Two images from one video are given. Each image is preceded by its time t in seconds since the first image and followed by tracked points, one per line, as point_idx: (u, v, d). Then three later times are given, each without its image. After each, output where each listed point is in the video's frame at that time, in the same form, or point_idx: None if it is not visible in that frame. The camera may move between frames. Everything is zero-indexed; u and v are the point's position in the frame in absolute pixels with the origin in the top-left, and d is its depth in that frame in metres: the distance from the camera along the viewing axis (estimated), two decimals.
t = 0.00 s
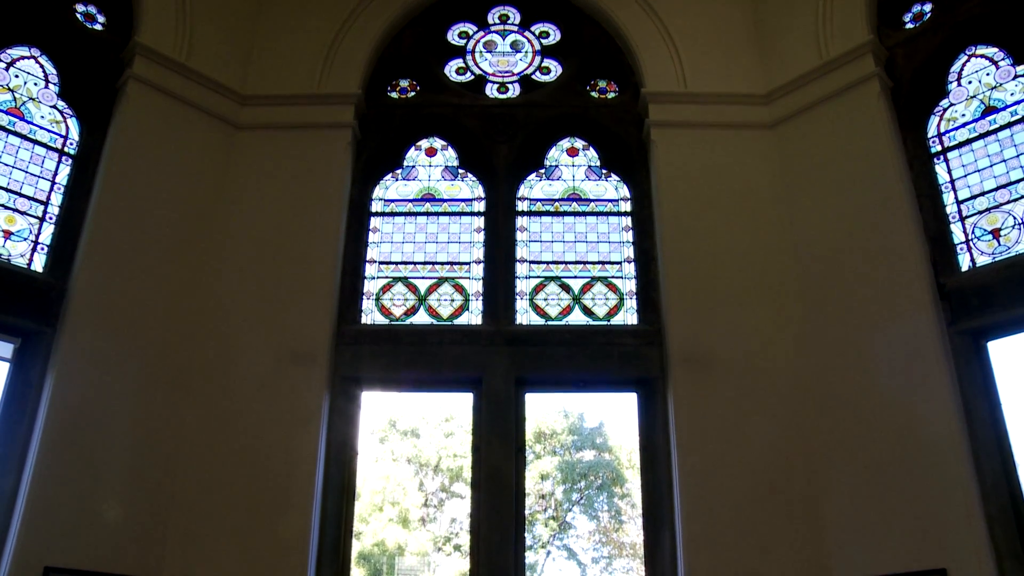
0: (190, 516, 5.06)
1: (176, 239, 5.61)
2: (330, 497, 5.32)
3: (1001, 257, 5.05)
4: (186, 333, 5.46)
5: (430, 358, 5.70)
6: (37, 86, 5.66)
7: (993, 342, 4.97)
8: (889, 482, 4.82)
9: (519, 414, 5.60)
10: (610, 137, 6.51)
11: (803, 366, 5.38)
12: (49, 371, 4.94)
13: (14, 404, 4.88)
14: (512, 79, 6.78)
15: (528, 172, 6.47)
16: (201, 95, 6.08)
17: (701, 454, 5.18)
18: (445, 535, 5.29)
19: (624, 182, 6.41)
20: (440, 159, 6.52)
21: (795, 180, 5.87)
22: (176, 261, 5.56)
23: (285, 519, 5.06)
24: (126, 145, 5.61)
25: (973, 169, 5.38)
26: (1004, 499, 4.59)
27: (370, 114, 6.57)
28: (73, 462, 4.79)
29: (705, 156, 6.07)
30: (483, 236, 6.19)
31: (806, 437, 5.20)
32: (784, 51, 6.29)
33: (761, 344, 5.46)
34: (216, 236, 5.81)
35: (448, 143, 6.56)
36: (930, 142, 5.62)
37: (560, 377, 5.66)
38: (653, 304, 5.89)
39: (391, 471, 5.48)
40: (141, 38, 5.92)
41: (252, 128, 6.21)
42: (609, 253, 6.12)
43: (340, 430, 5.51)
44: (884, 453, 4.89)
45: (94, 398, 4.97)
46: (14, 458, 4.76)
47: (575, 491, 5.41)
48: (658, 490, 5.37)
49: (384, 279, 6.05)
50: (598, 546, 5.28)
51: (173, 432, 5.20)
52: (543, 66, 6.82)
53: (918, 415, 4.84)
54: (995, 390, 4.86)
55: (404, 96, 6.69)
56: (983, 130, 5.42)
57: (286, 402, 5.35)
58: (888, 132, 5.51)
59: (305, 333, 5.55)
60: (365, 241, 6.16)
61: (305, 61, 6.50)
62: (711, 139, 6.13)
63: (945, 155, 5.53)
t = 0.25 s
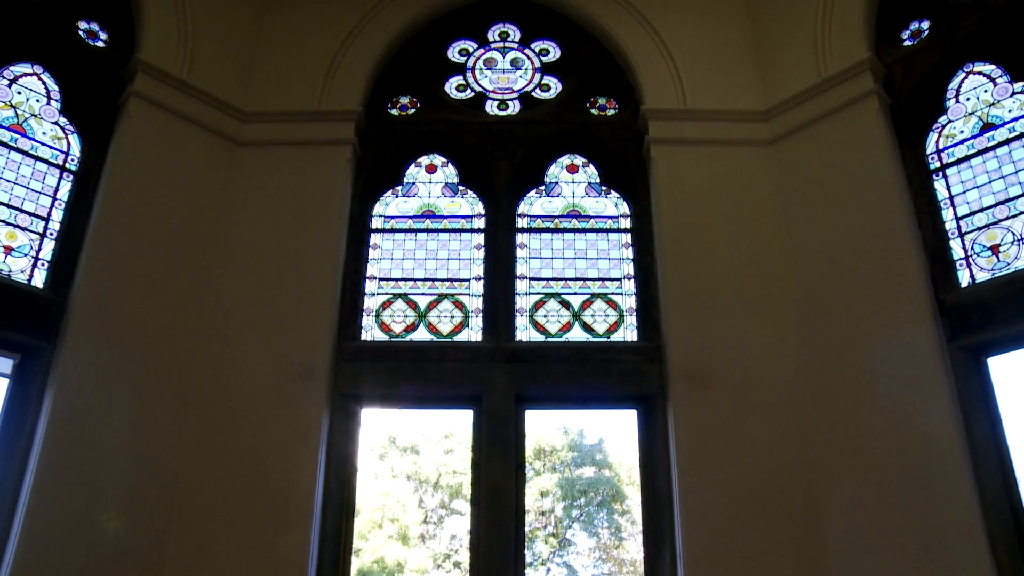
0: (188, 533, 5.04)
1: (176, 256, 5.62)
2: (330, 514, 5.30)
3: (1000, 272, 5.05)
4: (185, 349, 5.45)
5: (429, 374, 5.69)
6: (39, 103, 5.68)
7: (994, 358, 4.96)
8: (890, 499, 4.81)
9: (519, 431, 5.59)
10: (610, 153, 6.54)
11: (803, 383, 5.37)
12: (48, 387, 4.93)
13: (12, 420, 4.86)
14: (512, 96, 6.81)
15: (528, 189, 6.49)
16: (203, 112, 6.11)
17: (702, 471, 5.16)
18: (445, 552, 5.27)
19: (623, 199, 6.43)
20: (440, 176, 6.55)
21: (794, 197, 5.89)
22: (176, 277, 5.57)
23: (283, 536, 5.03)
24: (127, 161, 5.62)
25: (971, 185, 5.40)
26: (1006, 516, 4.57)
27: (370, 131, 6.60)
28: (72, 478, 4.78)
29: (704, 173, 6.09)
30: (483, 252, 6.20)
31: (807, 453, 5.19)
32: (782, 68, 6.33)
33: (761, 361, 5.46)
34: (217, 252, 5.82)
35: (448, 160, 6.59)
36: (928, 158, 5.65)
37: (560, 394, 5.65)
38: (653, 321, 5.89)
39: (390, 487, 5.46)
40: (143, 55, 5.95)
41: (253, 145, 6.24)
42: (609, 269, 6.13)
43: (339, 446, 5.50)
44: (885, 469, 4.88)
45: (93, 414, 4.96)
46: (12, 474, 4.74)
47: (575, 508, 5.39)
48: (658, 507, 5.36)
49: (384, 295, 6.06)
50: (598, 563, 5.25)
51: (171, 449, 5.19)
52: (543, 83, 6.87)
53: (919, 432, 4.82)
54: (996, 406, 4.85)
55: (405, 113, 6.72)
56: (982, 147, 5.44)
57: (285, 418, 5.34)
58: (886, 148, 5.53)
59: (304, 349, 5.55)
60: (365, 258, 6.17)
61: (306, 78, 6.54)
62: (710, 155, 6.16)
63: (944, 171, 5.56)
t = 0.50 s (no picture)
0: (186, 549, 5.02)
1: (176, 271, 5.62)
2: (329, 531, 5.28)
3: (1000, 288, 5.05)
4: (185, 364, 5.45)
5: (429, 391, 5.69)
6: (41, 119, 5.70)
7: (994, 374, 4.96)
8: (891, 515, 4.80)
9: (519, 447, 5.58)
10: (610, 170, 6.56)
11: (803, 399, 5.37)
12: (47, 402, 4.93)
13: (11, 435, 4.85)
14: (512, 112, 6.85)
15: (528, 206, 6.51)
16: (204, 128, 6.13)
17: (702, 487, 5.15)
18: (445, 569, 5.25)
19: (623, 215, 6.44)
20: (440, 193, 6.57)
21: (794, 213, 5.90)
22: (176, 292, 5.57)
23: (282, 553, 5.01)
24: (128, 177, 5.63)
25: (970, 202, 5.41)
26: (1007, 532, 4.55)
27: (370, 148, 6.63)
28: (70, 493, 4.76)
29: (704, 189, 6.11)
30: (484, 268, 6.21)
31: (807, 470, 5.18)
32: (781, 86, 6.37)
33: (761, 377, 5.46)
34: (217, 268, 5.83)
35: (448, 177, 6.61)
36: (927, 175, 5.67)
37: (560, 410, 5.64)
38: (653, 337, 5.89)
39: (390, 504, 5.44)
40: (146, 72, 5.98)
41: (254, 161, 6.26)
42: (609, 285, 6.14)
43: (339, 462, 5.49)
44: (885, 486, 4.87)
45: (92, 429, 4.95)
46: (11, 490, 4.73)
47: (575, 524, 5.37)
48: (658, 524, 5.34)
49: (384, 311, 6.06)
50: None
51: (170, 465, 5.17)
52: (543, 100, 6.90)
53: (919, 448, 4.81)
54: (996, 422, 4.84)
55: (405, 129, 6.75)
56: (980, 163, 5.46)
57: (285, 434, 5.33)
58: (885, 165, 5.55)
59: (304, 365, 5.55)
60: (365, 274, 6.18)
61: (308, 95, 6.57)
62: (710, 171, 6.18)
63: (943, 187, 5.57)
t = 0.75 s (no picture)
0: (184, 566, 5.00)
1: (177, 287, 5.63)
2: (328, 547, 5.26)
3: (1000, 304, 5.06)
4: (184, 380, 5.44)
5: (429, 407, 5.68)
6: (43, 134, 5.72)
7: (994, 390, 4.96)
8: (892, 532, 4.78)
9: (519, 463, 5.57)
10: (610, 186, 6.58)
11: (803, 415, 5.36)
12: (46, 417, 4.92)
13: (10, 451, 4.84)
14: (512, 129, 6.87)
15: (528, 222, 6.53)
16: (205, 145, 6.16)
17: (702, 504, 5.14)
18: None
19: (623, 232, 6.46)
20: (440, 209, 6.58)
21: (793, 230, 5.92)
22: (176, 308, 5.58)
23: (281, 569, 4.99)
24: (129, 193, 5.65)
25: (970, 218, 5.43)
26: (1009, 549, 4.53)
27: (371, 164, 6.65)
28: (69, 509, 4.75)
29: (704, 206, 6.12)
30: (483, 285, 6.22)
31: (807, 486, 5.17)
32: (780, 102, 6.40)
33: (761, 393, 5.46)
34: (217, 284, 5.84)
35: (448, 193, 6.63)
36: (926, 191, 5.68)
37: (560, 426, 5.63)
38: (653, 353, 5.89)
39: (389, 520, 5.42)
40: (148, 88, 6.00)
41: (254, 177, 6.28)
42: (609, 301, 6.15)
43: (338, 479, 5.47)
44: (886, 502, 4.85)
45: (91, 445, 4.93)
46: (9, 506, 4.72)
47: (575, 541, 5.35)
48: (658, 541, 5.32)
49: (383, 327, 6.06)
50: None
51: (169, 481, 5.16)
52: (543, 116, 6.93)
53: (920, 464, 4.80)
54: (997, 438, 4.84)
55: (405, 146, 6.77)
56: (979, 179, 5.48)
57: (284, 450, 5.32)
58: (884, 181, 5.57)
59: (304, 381, 5.54)
60: (365, 290, 6.18)
61: (308, 111, 6.60)
62: (709, 188, 6.20)
63: (942, 204, 5.59)
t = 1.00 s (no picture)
0: None
1: (177, 300, 5.63)
2: (327, 561, 5.24)
3: (999, 318, 5.06)
4: (184, 394, 5.43)
5: (429, 421, 5.67)
6: (44, 148, 5.74)
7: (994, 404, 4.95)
8: (893, 546, 4.76)
9: (519, 477, 5.55)
10: (609, 200, 6.59)
11: (803, 429, 5.36)
12: (45, 431, 4.91)
13: (9, 464, 4.83)
14: (512, 143, 6.89)
15: (528, 236, 6.54)
16: (206, 159, 6.18)
17: (702, 518, 5.12)
18: None
19: (623, 245, 6.47)
20: (440, 223, 6.59)
21: (793, 244, 5.93)
22: (176, 321, 5.58)
23: None
24: (130, 206, 5.66)
25: (969, 232, 5.43)
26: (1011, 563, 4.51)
27: (371, 178, 6.66)
28: (68, 523, 4.73)
29: (703, 219, 6.14)
30: (483, 299, 6.22)
31: (808, 501, 5.15)
32: (780, 117, 6.42)
33: (761, 407, 5.45)
34: (217, 298, 5.84)
35: (448, 207, 6.64)
36: (926, 205, 5.69)
37: (560, 440, 5.62)
38: (653, 367, 5.89)
39: (389, 534, 5.40)
40: (150, 102, 6.03)
41: (255, 191, 6.30)
42: (609, 315, 6.15)
43: (338, 493, 5.46)
44: (887, 516, 4.84)
45: (90, 458, 4.92)
46: (8, 520, 4.71)
47: (575, 555, 5.33)
48: (658, 555, 5.30)
49: (383, 341, 6.06)
50: None
51: (168, 494, 5.14)
52: (543, 131, 6.95)
53: (921, 478, 4.79)
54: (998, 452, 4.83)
55: (406, 160, 6.79)
56: (978, 193, 5.49)
57: (283, 464, 5.31)
58: (883, 195, 5.58)
59: (303, 394, 5.54)
60: (365, 304, 6.19)
61: (309, 126, 6.62)
62: (709, 202, 6.21)
63: (941, 218, 5.60)
